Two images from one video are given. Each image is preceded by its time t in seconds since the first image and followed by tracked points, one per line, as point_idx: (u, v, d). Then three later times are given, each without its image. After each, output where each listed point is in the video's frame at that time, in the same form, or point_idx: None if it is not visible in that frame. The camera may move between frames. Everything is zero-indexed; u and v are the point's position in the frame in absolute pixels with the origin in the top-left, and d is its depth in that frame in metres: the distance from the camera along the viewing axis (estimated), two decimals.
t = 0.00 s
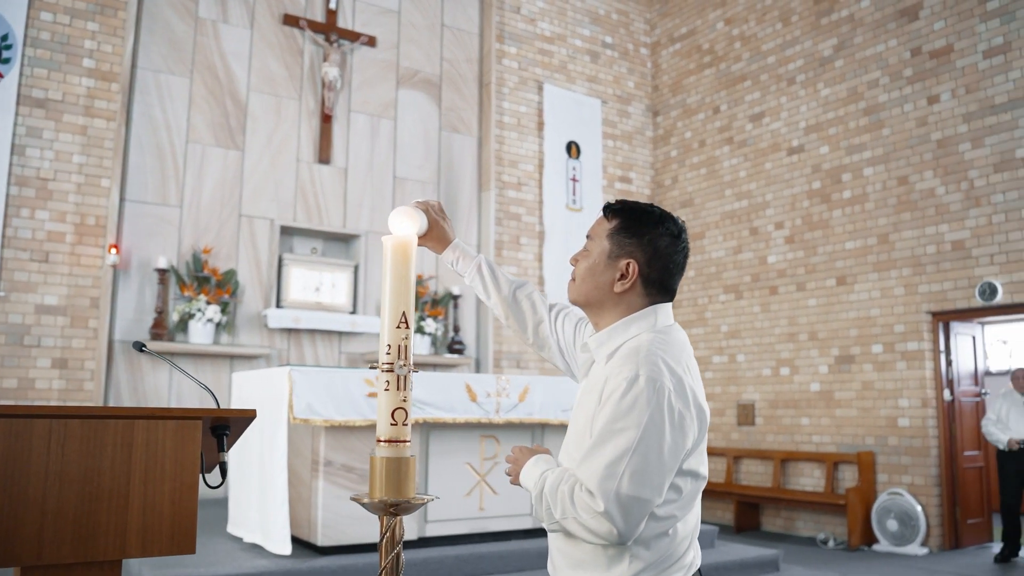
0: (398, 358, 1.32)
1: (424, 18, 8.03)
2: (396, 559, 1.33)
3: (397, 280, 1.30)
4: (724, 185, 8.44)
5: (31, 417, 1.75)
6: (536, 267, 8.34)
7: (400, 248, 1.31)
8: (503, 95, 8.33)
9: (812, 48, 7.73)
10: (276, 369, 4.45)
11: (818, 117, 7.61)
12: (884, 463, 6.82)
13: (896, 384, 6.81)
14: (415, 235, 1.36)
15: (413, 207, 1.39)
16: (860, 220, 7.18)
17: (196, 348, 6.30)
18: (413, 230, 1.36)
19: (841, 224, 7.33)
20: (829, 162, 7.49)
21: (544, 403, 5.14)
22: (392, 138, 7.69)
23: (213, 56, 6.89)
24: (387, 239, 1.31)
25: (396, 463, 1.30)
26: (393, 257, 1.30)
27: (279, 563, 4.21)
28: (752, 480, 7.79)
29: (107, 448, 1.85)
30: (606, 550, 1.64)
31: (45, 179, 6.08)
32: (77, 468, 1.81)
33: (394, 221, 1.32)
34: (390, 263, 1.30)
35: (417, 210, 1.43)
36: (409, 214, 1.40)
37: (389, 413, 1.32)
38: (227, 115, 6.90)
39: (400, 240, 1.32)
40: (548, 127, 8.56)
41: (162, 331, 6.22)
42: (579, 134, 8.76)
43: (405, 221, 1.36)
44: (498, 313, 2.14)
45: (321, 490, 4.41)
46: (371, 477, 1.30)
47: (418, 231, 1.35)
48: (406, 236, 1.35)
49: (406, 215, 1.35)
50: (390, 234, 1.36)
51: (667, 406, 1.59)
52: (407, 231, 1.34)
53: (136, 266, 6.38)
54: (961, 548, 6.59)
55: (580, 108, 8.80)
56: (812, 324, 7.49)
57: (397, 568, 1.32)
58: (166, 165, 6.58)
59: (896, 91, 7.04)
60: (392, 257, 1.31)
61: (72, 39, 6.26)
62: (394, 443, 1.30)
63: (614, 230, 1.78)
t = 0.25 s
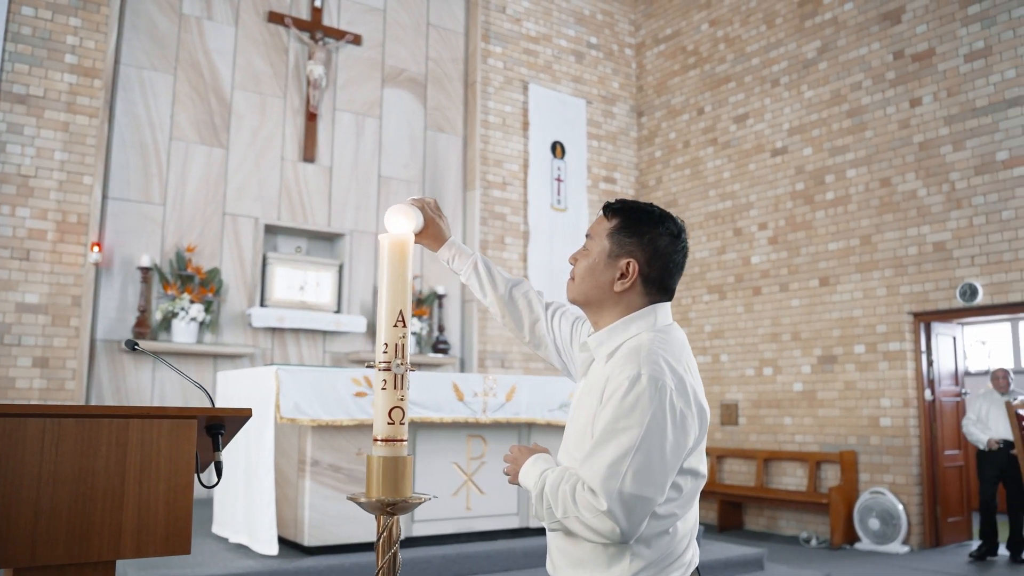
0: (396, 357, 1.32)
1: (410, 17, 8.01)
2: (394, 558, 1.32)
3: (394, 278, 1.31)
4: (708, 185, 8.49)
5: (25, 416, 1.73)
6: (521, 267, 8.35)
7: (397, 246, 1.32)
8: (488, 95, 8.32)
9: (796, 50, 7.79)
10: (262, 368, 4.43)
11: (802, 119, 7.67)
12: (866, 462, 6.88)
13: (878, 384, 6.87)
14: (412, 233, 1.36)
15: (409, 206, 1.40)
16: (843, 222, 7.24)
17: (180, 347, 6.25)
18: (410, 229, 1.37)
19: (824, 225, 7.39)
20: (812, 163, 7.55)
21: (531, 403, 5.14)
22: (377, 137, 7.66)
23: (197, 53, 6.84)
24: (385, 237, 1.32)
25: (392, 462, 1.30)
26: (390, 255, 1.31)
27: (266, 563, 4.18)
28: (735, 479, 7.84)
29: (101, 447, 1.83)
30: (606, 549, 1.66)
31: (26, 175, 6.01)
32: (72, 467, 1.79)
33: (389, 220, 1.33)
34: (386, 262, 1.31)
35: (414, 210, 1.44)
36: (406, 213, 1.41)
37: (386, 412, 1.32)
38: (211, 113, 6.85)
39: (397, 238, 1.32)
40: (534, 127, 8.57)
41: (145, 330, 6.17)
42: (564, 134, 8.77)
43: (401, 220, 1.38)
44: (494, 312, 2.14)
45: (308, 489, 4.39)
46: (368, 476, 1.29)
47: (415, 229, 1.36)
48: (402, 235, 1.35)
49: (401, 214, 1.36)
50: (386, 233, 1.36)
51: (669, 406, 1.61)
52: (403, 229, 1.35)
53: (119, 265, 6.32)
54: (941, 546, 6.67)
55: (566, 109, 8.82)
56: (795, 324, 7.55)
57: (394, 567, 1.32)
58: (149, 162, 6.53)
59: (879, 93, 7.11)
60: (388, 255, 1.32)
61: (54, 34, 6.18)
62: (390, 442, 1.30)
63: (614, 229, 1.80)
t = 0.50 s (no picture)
0: (394, 355, 1.31)
1: (396, 15, 7.98)
2: (391, 558, 1.32)
3: (392, 277, 1.30)
4: (693, 186, 8.53)
5: (19, 415, 1.70)
6: (506, 267, 8.35)
7: (395, 244, 1.30)
8: (474, 94, 8.31)
9: (780, 52, 7.84)
10: (249, 367, 4.40)
11: (786, 120, 7.72)
12: (848, 461, 6.94)
13: (861, 383, 6.93)
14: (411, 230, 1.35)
15: (407, 203, 1.38)
16: (827, 222, 7.29)
17: (163, 346, 6.20)
18: (408, 226, 1.35)
19: (808, 226, 7.44)
20: (796, 164, 7.61)
21: (519, 402, 5.14)
22: (363, 135, 7.63)
23: (181, 50, 6.79)
24: (382, 235, 1.31)
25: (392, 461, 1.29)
26: (387, 253, 1.29)
27: (253, 563, 4.16)
28: (719, 478, 7.87)
29: (95, 447, 1.80)
30: (607, 547, 1.67)
31: (6, 172, 5.92)
32: (66, 466, 1.77)
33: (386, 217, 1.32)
34: (384, 260, 1.29)
35: (411, 207, 1.42)
36: (404, 210, 1.40)
37: (385, 412, 1.31)
38: (195, 110, 6.80)
39: (395, 236, 1.31)
40: (520, 126, 8.57)
41: (128, 329, 6.12)
42: (550, 134, 8.78)
43: (399, 217, 1.36)
44: (492, 309, 2.14)
45: (295, 488, 4.37)
46: (365, 476, 1.28)
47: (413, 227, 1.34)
48: (401, 232, 1.34)
49: (398, 211, 1.35)
50: (383, 230, 1.35)
51: (671, 404, 1.63)
52: (401, 227, 1.33)
53: (101, 262, 6.26)
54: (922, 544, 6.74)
55: (551, 108, 8.83)
56: (778, 324, 7.60)
57: (391, 567, 1.32)
58: (132, 160, 6.47)
59: (863, 95, 7.16)
60: (385, 253, 1.30)
61: (36, 29, 6.10)
62: (389, 441, 1.29)
63: (614, 228, 1.82)
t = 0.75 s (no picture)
0: (393, 354, 1.32)
1: (384, 14, 7.96)
2: (390, 557, 1.32)
3: (390, 276, 1.31)
4: (680, 186, 8.57)
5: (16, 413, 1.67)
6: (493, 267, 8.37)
7: (393, 242, 1.31)
8: (462, 93, 8.30)
9: (767, 54, 7.88)
10: (239, 366, 4.38)
11: (773, 121, 7.77)
12: (834, 461, 6.99)
13: (847, 383, 6.97)
14: (409, 229, 1.36)
15: (407, 202, 1.40)
16: (814, 223, 7.34)
17: (150, 345, 6.15)
18: (407, 225, 1.36)
19: (794, 226, 7.49)
20: (783, 165, 7.65)
21: (508, 401, 5.14)
22: (351, 134, 7.61)
23: (168, 48, 6.74)
24: (381, 233, 1.32)
25: (391, 461, 1.29)
26: (385, 250, 1.30)
27: (242, 563, 4.13)
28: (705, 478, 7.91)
29: (92, 446, 1.78)
30: (609, 546, 1.69)
31: None
32: (63, 466, 1.74)
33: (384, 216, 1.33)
34: (382, 257, 1.30)
35: (412, 207, 1.43)
36: (404, 211, 1.41)
37: (384, 411, 1.31)
38: (182, 108, 6.75)
39: (393, 234, 1.32)
40: (508, 126, 8.57)
41: (114, 328, 6.08)
42: (538, 134, 8.79)
43: (398, 216, 1.37)
44: (490, 308, 2.14)
45: (285, 488, 4.35)
46: (364, 474, 1.29)
47: (411, 225, 1.35)
48: (399, 231, 1.35)
49: (398, 210, 1.36)
50: (382, 229, 1.36)
51: (673, 403, 1.64)
52: (399, 225, 1.34)
53: (87, 261, 6.21)
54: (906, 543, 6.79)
55: (539, 108, 8.84)
56: (765, 324, 7.65)
57: (390, 566, 1.32)
58: (119, 158, 6.42)
59: (849, 97, 7.21)
60: (383, 251, 1.31)
61: (21, 25, 6.02)
62: (387, 440, 1.29)
63: (615, 228, 1.83)
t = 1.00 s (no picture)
0: (393, 354, 1.31)
1: (372, 13, 7.94)
2: (391, 557, 1.32)
3: (390, 275, 1.30)
4: (668, 187, 8.61)
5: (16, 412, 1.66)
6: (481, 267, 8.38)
7: (392, 240, 1.30)
8: (451, 93, 8.30)
9: (755, 56, 7.93)
10: (230, 365, 4.37)
11: (760, 123, 7.81)
12: (820, 460, 7.03)
13: (833, 383, 7.02)
14: (409, 228, 1.35)
15: (408, 201, 1.39)
16: (800, 224, 7.39)
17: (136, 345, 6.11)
18: (407, 224, 1.35)
19: (781, 227, 7.54)
20: (770, 166, 7.70)
21: (498, 401, 5.14)
22: (339, 133, 7.59)
23: (156, 45, 6.70)
24: (380, 232, 1.31)
25: (390, 461, 1.29)
26: (384, 249, 1.29)
27: (232, 563, 4.12)
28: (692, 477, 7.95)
29: (92, 445, 1.76)
30: (612, 546, 1.70)
31: None
32: (62, 466, 1.72)
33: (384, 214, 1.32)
34: (382, 256, 1.29)
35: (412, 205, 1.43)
36: (405, 208, 1.40)
37: (384, 411, 1.31)
38: (170, 106, 6.71)
39: (393, 232, 1.31)
40: (496, 126, 8.57)
41: (100, 327, 6.03)
42: (526, 134, 8.80)
43: (399, 214, 1.36)
44: (489, 307, 2.14)
45: (275, 488, 4.33)
46: (364, 473, 1.28)
47: (411, 224, 1.34)
48: (400, 229, 1.34)
49: (397, 208, 1.35)
50: (383, 228, 1.35)
51: (676, 404, 1.65)
52: (400, 225, 1.33)
53: (73, 259, 6.16)
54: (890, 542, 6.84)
55: (528, 108, 8.84)
56: (752, 325, 7.69)
57: (391, 566, 1.32)
58: (105, 155, 6.37)
59: (836, 99, 7.26)
60: (383, 250, 1.30)
61: (6, 20, 5.95)
62: (388, 440, 1.29)
63: (617, 229, 1.84)
